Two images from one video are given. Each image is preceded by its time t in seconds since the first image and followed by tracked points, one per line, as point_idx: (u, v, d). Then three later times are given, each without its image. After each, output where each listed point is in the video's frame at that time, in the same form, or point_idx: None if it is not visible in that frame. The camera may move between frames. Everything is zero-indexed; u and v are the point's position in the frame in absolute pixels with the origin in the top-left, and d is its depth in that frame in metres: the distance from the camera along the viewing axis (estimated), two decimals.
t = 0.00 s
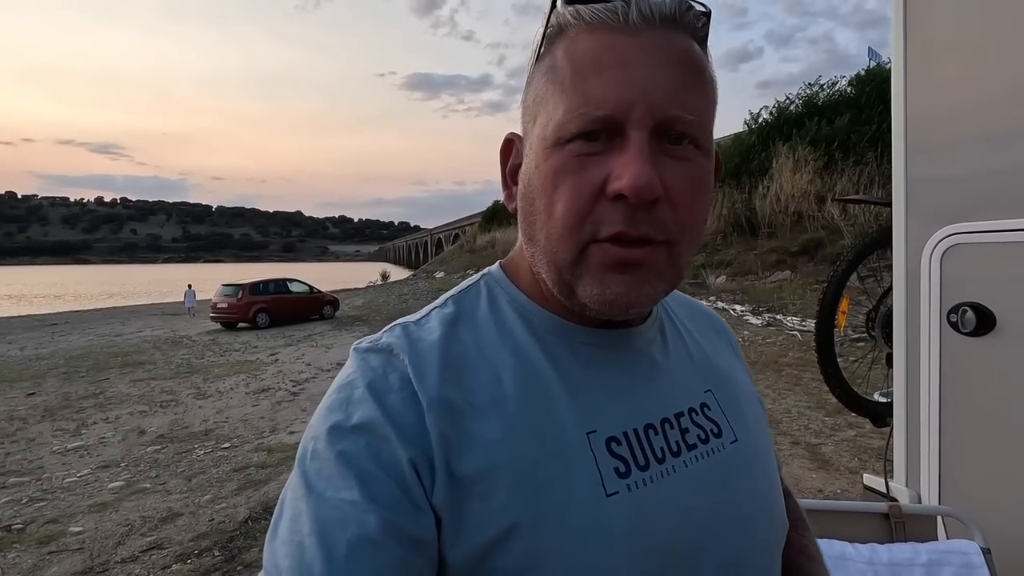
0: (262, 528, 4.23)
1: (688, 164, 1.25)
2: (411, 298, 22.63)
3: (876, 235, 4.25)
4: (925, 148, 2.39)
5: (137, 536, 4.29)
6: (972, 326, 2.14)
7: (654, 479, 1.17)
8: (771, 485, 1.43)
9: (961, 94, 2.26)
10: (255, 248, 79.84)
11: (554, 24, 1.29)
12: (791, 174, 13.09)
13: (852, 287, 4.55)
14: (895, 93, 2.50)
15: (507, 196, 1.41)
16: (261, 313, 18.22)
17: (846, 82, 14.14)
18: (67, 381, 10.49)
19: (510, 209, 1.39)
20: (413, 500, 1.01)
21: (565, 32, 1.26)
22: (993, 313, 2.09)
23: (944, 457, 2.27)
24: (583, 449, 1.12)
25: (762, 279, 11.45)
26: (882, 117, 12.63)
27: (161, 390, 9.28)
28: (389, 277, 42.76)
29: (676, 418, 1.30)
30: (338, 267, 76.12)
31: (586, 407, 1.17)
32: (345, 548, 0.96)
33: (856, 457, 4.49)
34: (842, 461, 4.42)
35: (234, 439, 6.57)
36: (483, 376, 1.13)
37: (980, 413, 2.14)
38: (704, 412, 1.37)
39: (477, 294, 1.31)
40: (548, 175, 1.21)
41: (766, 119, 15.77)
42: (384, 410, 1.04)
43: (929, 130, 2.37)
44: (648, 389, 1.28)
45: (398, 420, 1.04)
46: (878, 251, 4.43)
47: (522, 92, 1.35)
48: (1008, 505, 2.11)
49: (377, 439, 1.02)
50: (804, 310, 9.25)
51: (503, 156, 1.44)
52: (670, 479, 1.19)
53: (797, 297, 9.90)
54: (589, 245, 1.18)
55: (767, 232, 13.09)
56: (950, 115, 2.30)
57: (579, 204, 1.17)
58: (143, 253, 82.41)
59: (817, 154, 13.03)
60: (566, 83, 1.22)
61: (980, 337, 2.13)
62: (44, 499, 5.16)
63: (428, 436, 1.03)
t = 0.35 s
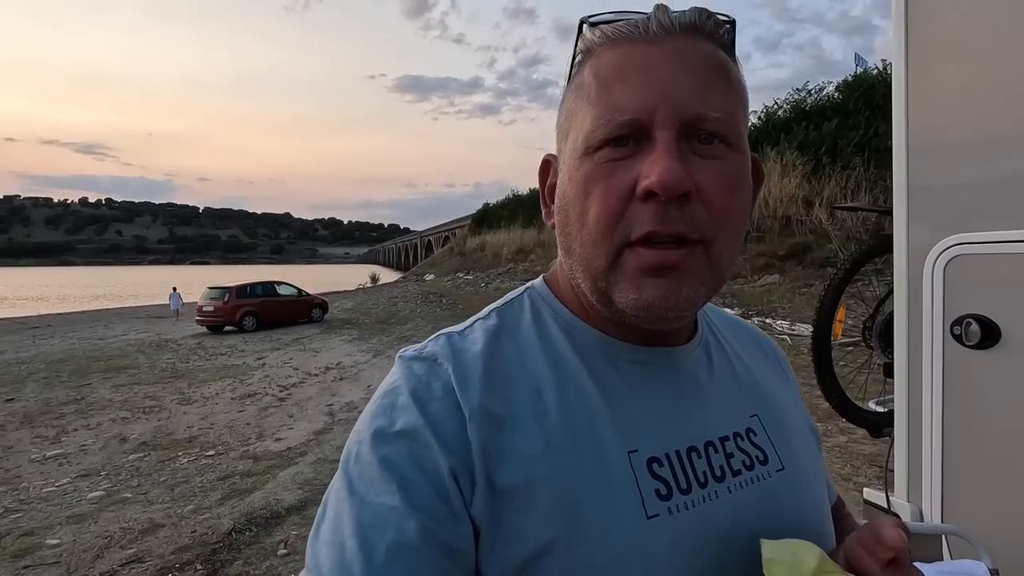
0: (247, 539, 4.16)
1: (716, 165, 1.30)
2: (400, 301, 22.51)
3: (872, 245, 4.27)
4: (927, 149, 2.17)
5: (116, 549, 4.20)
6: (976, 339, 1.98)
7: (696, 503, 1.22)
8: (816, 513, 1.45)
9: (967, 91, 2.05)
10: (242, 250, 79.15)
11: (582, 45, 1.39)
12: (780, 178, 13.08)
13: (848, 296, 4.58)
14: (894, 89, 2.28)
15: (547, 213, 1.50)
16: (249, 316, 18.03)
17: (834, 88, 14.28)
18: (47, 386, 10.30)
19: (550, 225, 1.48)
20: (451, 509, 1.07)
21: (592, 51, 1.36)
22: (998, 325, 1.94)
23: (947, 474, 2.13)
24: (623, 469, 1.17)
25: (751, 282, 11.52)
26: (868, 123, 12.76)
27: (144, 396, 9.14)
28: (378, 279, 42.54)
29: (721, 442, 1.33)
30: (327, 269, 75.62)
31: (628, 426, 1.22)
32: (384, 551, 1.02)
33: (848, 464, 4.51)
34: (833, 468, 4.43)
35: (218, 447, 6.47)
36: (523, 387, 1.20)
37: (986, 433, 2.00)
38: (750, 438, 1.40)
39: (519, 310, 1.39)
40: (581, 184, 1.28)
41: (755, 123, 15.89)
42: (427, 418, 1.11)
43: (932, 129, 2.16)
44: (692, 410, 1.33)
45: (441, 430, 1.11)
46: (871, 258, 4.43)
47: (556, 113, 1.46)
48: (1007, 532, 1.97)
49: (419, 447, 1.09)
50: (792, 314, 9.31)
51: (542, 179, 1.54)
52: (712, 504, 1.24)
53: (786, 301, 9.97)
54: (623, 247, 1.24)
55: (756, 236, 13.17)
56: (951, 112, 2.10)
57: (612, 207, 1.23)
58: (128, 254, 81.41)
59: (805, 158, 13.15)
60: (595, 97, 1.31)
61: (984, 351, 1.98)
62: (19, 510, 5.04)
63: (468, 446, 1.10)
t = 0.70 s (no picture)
0: (235, 550, 4.09)
1: (744, 180, 1.32)
2: (392, 304, 22.42)
3: (871, 253, 4.29)
4: (928, 155, 2.15)
5: (99, 561, 4.13)
6: (982, 352, 1.94)
7: (722, 523, 1.20)
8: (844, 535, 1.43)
9: (970, 96, 2.02)
10: (232, 252, 78.52)
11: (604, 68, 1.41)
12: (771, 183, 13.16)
13: (846, 304, 4.59)
14: (896, 93, 2.25)
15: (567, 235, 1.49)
16: (238, 319, 17.88)
17: (824, 93, 14.38)
18: (32, 391, 10.14)
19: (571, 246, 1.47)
20: (468, 529, 1.07)
21: (614, 74, 1.38)
22: (1003, 338, 1.89)
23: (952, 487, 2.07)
24: (648, 489, 1.15)
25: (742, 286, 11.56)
26: (858, 128, 12.86)
27: (131, 401, 9.02)
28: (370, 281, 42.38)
29: (745, 461, 1.32)
30: (318, 272, 75.20)
31: (651, 444, 1.21)
32: (399, 569, 1.02)
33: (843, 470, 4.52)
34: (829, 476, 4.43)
35: (207, 454, 6.38)
36: (545, 405, 1.20)
37: (991, 447, 1.95)
38: (775, 457, 1.38)
39: (539, 327, 1.39)
40: (613, 198, 1.27)
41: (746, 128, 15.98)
42: (445, 435, 1.12)
43: (934, 135, 2.13)
44: (715, 428, 1.31)
45: (460, 447, 1.11)
46: (869, 266, 4.44)
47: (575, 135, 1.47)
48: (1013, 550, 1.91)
49: (436, 465, 1.09)
50: (784, 318, 9.35)
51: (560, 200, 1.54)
52: (737, 524, 1.22)
53: (778, 305, 10.01)
54: (660, 259, 1.23)
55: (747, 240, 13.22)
56: (954, 120, 2.08)
57: (648, 219, 1.22)
58: (115, 256, 80.55)
59: (796, 163, 13.24)
60: (622, 115, 1.32)
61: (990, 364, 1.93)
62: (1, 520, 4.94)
63: (488, 464, 1.10)
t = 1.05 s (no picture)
0: (225, 556, 4.06)
1: (747, 193, 1.32)
2: (386, 306, 22.36)
3: (862, 257, 4.31)
4: (921, 158, 2.17)
5: (86, 567, 4.08)
6: (972, 357, 1.94)
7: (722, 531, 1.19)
8: (842, 543, 1.42)
9: (960, 101, 2.03)
10: (225, 253, 78.12)
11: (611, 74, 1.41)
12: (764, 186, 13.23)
13: (838, 307, 4.62)
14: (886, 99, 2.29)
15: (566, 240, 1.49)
16: (231, 321, 17.77)
17: (816, 97, 14.48)
18: (20, 394, 10.03)
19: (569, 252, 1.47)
20: (466, 538, 1.06)
21: (621, 81, 1.37)
22: (993, 342, 1.90)
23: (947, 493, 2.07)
24: (647, 497, 1.15)
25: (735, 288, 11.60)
26: (850, 132, 12.94)
27: (121, 404, 8.94)
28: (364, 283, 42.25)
29: (743, 468, 1.32)
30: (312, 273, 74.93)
31: (650, 452, 1.21)
32: None
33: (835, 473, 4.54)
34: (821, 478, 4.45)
35: (197, 457, 6.34)
36: (544, 413, 1.20)
37: (982, 450, 1.95)
38: (771, 464, 1.38)
39: (537, 334, 1.39)
40: (614, 209, 1.27)
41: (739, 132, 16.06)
42: (443, 444, 1.11)
43: (925, 139, 2.15)
44: (713, 437, 1.31)
45: (458, 456, 1.11)
46: (861, 270, 4.46)
47: (577, 140, 1.47)
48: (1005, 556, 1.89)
49: (435, 474, 1.09)
50: (777, 321, 9.39)
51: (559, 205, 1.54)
52: (737, 532, 1.21)
53: (771, 308, 10.06)
54: (659, 271, 1.23)
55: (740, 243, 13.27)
56: (940, 125, 2.10)
57: (650, 232, 1.23)
58: (107, 258, 79.98)
59: (789, 166, 13.31)
60: (627, 124, 1.32)
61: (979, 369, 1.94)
62: None
63: (486, 473, 1.09)
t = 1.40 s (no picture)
0: (216, 557, 4.04)
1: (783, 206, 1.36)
2: (381, 307, 22.32)
3: (849, 258, 4.34)
4: (906, 163, 2.19)
5: (75, 569, 4.06)
6: (956, 356, 1.96)
7: (697, 526, 1.20)
8: (817, 537, 1.43)
9: (945, 107, 2.04)
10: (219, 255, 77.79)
11: (659, 65, 1.33)
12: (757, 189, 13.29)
13: (826, 309, 4.64)
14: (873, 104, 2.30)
15: (575, 235, 1.37)
16: (225, 322, 17.69)
17: (810, 101, 14.57)
18: (10, 396, 9.96)
19: (586, 251, 1.35)
20: (446, 536, 1.06)
21: (674, 74, 1.30)
22: (976, 342, 1.91)
23: (929, 491, 2.08)
24: (625, 493, 1.15)
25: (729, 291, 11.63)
26: (843, 136, 13.01)
27: (113, 406, 8.88)
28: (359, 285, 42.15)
29: (719, 464, 1.33)
30: (307, 275, 74.72)
31: (629, 448, 1.21)
32: None
33: (826, 474, 4.56)
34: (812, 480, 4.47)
35: (189, 459, 6.31)
36: (525, 412, 1.20)
37: (964, 448, 1.97)
38: (747, 459, 1.38)
39: (517, 331, 1.40)
40: (678, 210, 1.20)
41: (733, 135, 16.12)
42: (421, 442, 1.11)
43: (910, 144, 2.17)
44: (692, 434, 1.32)
45: (436, 453, 1.11)
46: (849, 271, 4.49)
47: (604, 126, 1.34)
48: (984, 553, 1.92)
49: (414, 472, 1.09)
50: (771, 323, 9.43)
51: (567, 196, 1.39)
52: (712, 527, 1.22)
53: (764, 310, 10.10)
54: (721, 278, 1.20)
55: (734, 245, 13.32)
56: (926, 128, 2.11)
57: (717, 239, 1.19)
58: (100, 259, 79.53)
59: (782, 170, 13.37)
60: (690, 119, 1.25)
61: (962, 369, 1.96)
62: None
63: (466, 472, 1.10)
